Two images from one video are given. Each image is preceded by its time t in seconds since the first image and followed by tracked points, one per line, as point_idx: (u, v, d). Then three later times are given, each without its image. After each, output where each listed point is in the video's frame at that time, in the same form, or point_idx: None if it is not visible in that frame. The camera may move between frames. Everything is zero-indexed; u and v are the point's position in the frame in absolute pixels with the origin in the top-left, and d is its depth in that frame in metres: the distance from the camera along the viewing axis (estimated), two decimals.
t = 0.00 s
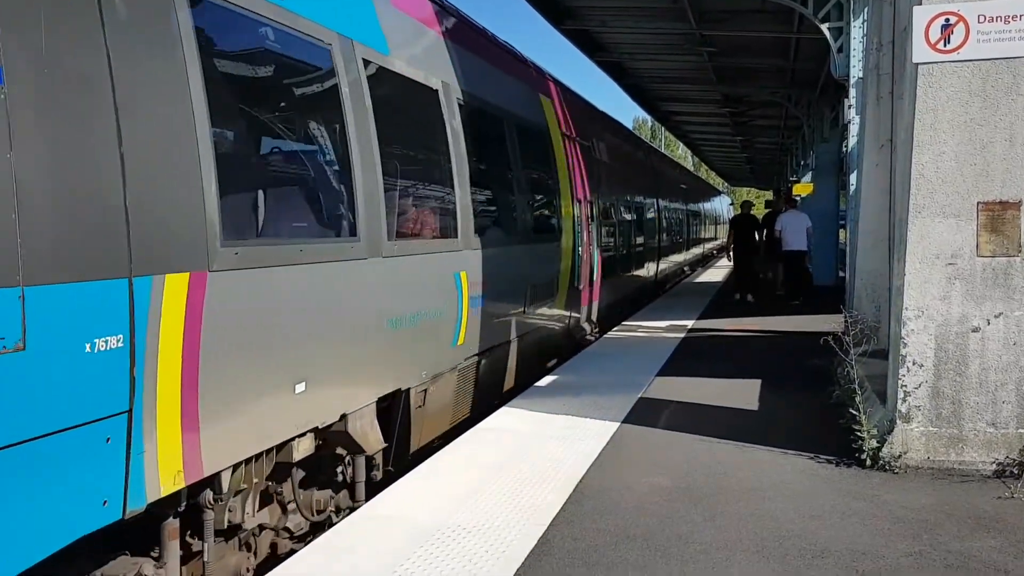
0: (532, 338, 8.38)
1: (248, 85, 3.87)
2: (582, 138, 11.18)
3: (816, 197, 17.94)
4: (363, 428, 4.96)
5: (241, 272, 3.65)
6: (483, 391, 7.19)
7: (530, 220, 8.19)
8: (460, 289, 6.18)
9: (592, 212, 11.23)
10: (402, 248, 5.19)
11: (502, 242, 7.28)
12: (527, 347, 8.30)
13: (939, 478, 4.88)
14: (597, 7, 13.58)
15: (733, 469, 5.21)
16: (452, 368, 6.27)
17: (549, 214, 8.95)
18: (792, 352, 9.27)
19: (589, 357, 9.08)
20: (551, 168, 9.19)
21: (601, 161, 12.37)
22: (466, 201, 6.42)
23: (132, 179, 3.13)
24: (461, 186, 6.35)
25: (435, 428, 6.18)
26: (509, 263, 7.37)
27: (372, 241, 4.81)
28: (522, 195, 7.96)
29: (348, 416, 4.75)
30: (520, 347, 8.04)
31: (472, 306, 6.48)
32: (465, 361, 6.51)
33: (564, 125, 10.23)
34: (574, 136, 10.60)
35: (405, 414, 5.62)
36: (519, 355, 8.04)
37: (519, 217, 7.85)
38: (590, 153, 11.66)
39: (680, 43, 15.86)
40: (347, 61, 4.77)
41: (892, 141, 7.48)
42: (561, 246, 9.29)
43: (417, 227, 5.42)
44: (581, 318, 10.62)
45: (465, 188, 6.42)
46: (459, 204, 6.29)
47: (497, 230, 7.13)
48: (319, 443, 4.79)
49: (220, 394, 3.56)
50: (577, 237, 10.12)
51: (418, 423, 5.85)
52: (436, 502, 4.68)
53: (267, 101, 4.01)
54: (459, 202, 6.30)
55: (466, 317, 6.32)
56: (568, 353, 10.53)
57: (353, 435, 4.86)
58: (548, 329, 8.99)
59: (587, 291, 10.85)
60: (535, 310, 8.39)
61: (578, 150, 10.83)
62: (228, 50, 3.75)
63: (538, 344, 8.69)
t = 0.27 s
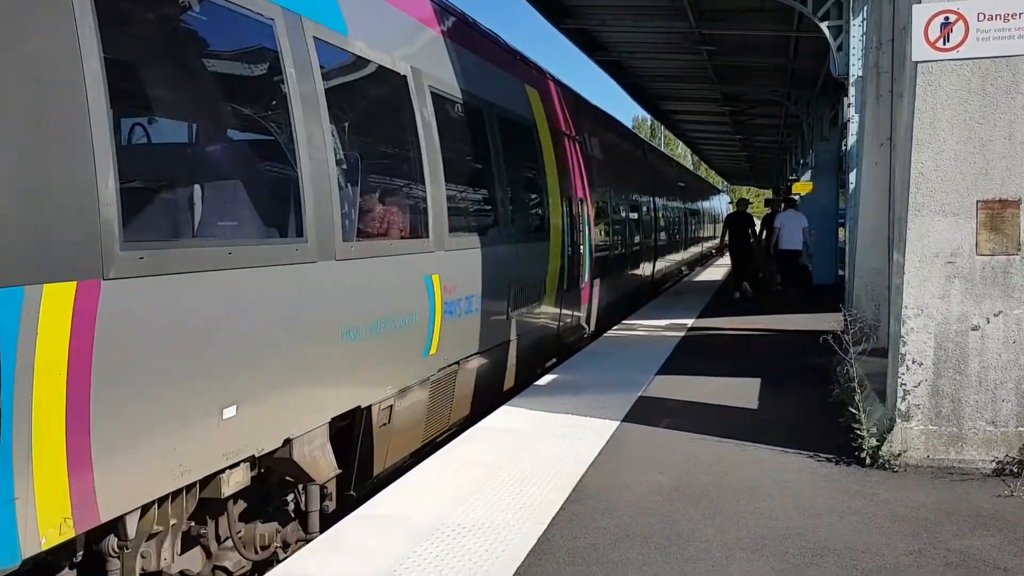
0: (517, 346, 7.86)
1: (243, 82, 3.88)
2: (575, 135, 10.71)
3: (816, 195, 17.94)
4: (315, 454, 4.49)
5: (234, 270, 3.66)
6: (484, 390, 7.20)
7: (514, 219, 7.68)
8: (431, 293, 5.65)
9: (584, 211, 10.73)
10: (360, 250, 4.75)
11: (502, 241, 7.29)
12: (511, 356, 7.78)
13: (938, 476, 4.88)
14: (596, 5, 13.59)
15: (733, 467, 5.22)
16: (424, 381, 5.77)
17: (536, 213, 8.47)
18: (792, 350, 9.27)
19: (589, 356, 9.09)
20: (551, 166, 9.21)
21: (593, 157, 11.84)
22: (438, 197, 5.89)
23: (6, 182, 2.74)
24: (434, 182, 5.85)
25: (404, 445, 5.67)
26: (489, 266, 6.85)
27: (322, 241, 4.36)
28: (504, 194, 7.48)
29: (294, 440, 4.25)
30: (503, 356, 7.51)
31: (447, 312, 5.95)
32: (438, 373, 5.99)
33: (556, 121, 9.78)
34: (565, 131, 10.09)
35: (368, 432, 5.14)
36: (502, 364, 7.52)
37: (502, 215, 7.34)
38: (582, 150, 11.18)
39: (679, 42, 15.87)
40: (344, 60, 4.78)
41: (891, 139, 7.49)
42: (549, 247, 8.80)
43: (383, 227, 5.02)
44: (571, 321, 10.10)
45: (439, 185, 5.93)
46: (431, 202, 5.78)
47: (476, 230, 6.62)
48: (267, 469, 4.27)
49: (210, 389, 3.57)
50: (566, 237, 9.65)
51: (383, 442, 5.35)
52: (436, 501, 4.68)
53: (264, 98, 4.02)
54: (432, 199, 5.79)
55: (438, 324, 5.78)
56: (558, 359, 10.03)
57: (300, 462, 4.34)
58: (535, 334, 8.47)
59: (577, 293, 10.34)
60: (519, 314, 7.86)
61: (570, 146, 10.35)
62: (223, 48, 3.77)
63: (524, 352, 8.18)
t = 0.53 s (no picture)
0: (498, 354, 7.29)
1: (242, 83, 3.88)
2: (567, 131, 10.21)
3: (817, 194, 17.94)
4: (254, 490, 3.87)
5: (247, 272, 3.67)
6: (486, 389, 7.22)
7: (497, 218, 7.14)
8: (398, 300, 5.11)
9: (576, 210, 10.20)
10: (303, 255, 4.12)
11: (504, 241, 7.30)
12: (493, 366, 7.18)
13: (940, 475, 4.87)
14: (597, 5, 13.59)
15: (734, 466, 5.22)
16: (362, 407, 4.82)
17: (523, 212, 7.97)
18: (793, 349, 9.27)
19: (590, 355, 9.09)
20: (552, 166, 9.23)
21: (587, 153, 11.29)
22: (406, 194, 5.38)
23: None
24: (402, 179, 5.35)
25: (364, 470, 5.11)
26: (468, 269, 6.32)
27: (257, 242, 3.77)
28: (487, 192, 6.98)
29: (225, 473, 3.64)
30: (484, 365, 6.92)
31: (417, 320, 5.41)
32: (405, 389, 5.40)
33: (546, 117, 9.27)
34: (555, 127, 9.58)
35: (323, 457, 4.57)
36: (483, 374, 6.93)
37: (483, 213, 6.81)
38: (576, 146, 10.68)
39: (680, 42, 15.88)
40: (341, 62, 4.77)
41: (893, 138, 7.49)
42: (536, 248, 8.27)
43: (344, 227, 4.57)
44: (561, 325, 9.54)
45: (409, 182, 5.42)
46: (397, 201, 5.27)
47: (453, 229, 6.11)
48: (191, 510, 3.67)
49: (228, 391, 3.57)
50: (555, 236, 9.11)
51: (338, 468, 4.76)
52: (437, 501, 4.68)
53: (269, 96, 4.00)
54: (398, 196, 5.27)
55: (406, 334, 5.25)
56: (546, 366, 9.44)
57: (235, 500, 3.71)
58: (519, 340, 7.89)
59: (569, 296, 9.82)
60: (500, 319, 7.26)
61: (561, 142, 9.84)
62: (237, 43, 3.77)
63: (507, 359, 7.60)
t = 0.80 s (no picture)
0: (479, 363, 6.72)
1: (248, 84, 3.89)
2: (559, 127, 9.71)
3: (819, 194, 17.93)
4: (169, 537, 3.30)
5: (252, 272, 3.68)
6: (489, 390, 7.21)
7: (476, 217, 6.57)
8: (358, 308, 4.57)
9: (567, 210, 9.64)
10: (245, 255, 3.67)
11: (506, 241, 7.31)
12: (473, 376, 6.58)
13: (942, 474, 4.88)
14: (598, 4, 13.61)
15: (737, 465, 5.22)
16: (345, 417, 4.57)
17: (508, 214, 7.48)
18: (795, 348, 9.27)
19: (593, 355, 9.10)
20: (554, 166, 9.25)
21: (580, 151, 10.77)
22: (369, 193, 4.84)
23: None
24: (364, 178, 4.79)
25: (319, 501, 4.50)
26: (442, 274, 5.79)
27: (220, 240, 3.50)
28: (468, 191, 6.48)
29: (132, 520, 3.12)
30: (462, 376, 6.34)
31: (382, 330, 4.86)
32: (365, 407, 4.81)
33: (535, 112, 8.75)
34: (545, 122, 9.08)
35: (266, 488, 3.98)
36: (462, 385, 6.35)
37: (459, 213, 6.25)
38: (569, 143, 10.18)
39: (682, 41, 15.88)
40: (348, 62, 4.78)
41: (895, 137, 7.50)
42: (523, 251, 7.75)
43: (295, 229, 4.07)
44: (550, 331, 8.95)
45: (371, 181, 4.87)
46: (357, 201, 4.72)
47: (424, 231, 5.56)
48: (94, 561, 3.17)
49: (235, 391, 3.58)
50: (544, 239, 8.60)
51: (286, 500, 4.15)
52: (441, 501, 4.69)
53: (262, 99, 4.00)
54: (358, 194, 4.72)
55: (370, 346, 4.70)
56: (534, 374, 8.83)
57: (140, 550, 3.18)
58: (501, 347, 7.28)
59: (559, 301, 9.24)
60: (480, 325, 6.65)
61: (551, 138, 9.30)
62: (225, 48, 3.75)
63: (489, 367, 7.02)
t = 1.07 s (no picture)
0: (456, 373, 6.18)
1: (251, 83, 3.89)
2: (547, 120, 9.19)
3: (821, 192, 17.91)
4: None
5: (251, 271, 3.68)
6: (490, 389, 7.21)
7: (451, 213, 6.04)
8: (307, 318, 4.07)
9: (557, 207, 9.09)
10: (191, 258, 3.36)
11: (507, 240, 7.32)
12: (448, 387, 6.03)
13: (944, 472, 4.87)
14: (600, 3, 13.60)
15: (739, 463, 5.22)
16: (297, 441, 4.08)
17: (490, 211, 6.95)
18: (797, 347, 9.26)
19: (595, 354, 9.09)
20: (555, 164, 9.25)
21: (572, 147, 10.25)
22: (320, 187, 4.33)
23: None
24: (314, 168, 4.30)
25: (258, 539, 3.95)
26: (410, 277, 5.27)
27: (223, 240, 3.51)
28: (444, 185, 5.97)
29: None
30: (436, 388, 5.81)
31: (333, 343, 4.32)
32: (316, 430, 4.26)
33: (522, 103, 8.24)
34: (533, 116, 8.59)
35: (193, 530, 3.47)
36: (436, 397, 5.81)
37: (432, 209, 5.72)
38: (559, 138, 9.68)
39: (684, 39, 15.87)
40: (348, 60, 4.76)
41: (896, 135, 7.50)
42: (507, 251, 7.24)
43: (231, 228, 3.66)
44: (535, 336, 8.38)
45: (323, 172, 4.38)
46: (305, 198, 4.22)
47: (388, 229, 5.04)
48: None
49: (236, 390, 3.58)
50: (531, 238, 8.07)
51: (215, 542, 3.62)
52: (443, 499, 4.69)
53: (260, 97, 3.94)
54: (306, 186, 4.22)
55: (321, 361, 4.20)
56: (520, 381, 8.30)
57: None
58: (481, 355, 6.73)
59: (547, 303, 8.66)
60: (457, 332, 6.11)
61: (540, 131, 8.77)
62: (222, 48, 3.73)
63: (468, 376, 6.47)
